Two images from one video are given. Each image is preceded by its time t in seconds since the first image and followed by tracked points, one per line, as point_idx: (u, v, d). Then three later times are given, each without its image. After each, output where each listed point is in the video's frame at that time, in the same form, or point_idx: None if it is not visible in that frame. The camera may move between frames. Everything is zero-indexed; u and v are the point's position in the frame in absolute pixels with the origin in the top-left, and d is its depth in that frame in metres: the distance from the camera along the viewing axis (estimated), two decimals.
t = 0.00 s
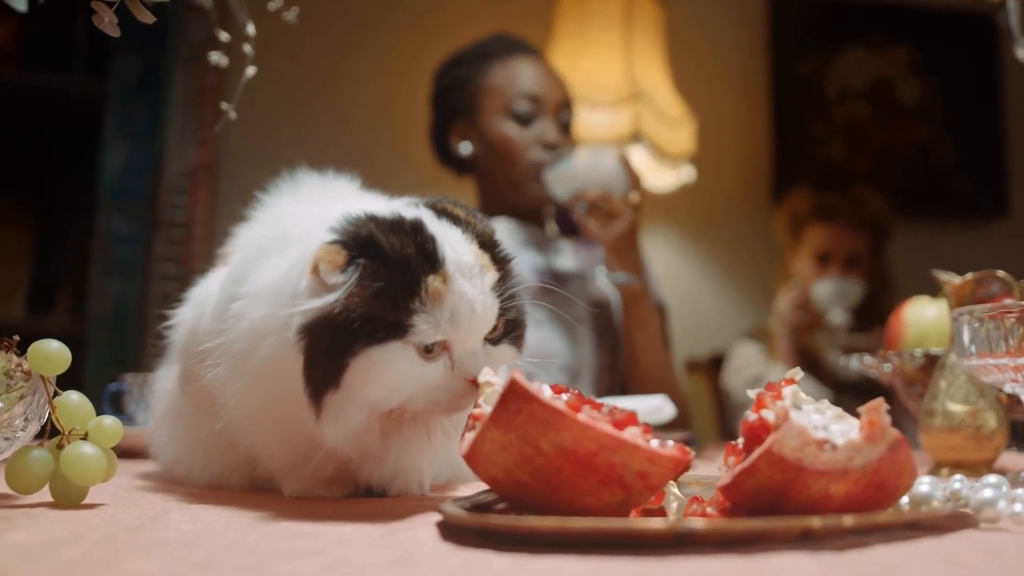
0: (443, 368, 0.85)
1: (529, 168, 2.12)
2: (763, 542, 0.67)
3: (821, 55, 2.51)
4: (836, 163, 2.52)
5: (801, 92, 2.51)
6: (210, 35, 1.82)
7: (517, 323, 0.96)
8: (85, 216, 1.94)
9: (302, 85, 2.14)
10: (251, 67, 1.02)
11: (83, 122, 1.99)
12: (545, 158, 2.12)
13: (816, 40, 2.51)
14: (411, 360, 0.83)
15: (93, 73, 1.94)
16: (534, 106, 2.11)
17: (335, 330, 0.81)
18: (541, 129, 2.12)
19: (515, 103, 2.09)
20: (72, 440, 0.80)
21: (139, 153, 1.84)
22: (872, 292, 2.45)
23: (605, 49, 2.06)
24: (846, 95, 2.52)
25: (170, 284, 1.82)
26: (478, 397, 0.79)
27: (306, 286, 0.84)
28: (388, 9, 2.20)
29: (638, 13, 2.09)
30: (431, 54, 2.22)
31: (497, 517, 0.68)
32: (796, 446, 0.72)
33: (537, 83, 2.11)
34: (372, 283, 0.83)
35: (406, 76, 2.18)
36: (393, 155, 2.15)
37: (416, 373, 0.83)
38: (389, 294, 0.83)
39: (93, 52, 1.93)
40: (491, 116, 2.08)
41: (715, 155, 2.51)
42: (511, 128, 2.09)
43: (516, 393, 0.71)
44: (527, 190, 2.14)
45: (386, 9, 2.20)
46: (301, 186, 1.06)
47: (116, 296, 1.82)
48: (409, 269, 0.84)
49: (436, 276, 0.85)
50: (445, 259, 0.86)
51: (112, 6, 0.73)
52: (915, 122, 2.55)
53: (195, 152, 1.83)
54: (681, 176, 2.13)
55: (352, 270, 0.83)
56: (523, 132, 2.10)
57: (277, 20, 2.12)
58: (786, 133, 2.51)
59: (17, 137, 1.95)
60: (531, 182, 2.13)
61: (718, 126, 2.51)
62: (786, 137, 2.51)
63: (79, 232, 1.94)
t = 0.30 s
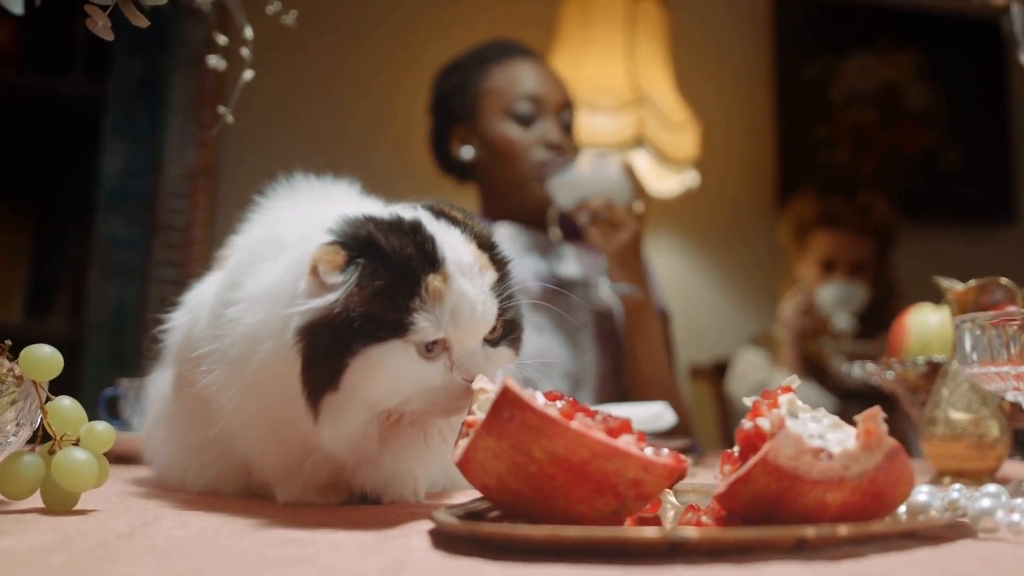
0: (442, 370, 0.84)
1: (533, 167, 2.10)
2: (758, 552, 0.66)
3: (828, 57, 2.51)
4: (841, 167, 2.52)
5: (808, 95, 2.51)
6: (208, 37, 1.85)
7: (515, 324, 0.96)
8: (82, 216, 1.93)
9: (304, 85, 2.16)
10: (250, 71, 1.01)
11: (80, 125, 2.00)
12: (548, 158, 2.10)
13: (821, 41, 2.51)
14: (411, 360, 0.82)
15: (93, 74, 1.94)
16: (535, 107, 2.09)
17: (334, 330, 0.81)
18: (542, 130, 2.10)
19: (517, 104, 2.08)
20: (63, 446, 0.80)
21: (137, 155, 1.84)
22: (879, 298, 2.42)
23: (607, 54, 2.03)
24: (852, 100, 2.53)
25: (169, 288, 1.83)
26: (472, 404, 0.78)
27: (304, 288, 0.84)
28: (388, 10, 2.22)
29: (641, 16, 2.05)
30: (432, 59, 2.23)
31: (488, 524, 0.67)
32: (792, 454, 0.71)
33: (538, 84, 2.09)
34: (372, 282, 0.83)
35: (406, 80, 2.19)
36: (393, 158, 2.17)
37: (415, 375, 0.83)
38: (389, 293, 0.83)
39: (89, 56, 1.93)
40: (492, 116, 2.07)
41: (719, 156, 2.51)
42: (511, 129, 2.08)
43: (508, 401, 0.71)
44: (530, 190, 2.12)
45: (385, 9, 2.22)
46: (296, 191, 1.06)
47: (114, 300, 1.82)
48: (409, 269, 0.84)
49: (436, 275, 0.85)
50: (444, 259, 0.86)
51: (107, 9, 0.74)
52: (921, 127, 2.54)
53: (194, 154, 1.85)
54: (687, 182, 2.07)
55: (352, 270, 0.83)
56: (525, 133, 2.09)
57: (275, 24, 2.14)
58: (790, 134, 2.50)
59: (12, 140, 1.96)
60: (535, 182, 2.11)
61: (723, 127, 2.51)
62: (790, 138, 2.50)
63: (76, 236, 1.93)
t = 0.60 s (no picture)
0: (439, 371, 0.84)
1: (534, 166, 2.11)
2: (752, 556, 0.66)
3: (830, 57, 2.51)
4: (844, 168, 2.52)
5: (810, 95, 2.51)
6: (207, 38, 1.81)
7: (510, 328, 0.95)
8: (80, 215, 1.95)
9: (304, 85, 2.16)
10: (246, 72, 1.02)
11: (79, 125, 2.00)
12: (550, 156, 2.10)
13: (824, 40, 2.51)
14: (409, 361, 0.82)
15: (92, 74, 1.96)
16: (536, 106, 2.10)
17: (331, 329, 0.81)
18: (544, 129, 2.11)
19: (518, 103, 2.08)
20: (56, 449, 0.80)
21: (135, 154, 1.85)
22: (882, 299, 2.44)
23: (609, 54, 2.06)
24: (855, 100, 2.53)
25: (166, 290, 1.80)
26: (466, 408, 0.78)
27: (301, 287, 0.84)
28: (388, 9, 2.23)
29: (643, 17, 2.09)
30: (431, 60, 2.23)
31: (481, 529, 0.67)
32: (787, 459, 0.71)
33: (539, 83, 2.10)
34: (370, 282, 0.82)
35: (406, 81, 2.20)
36: (394, 159, 2.17)
37: (410, 375, 0.82)
38: (387, 293, 0.82)
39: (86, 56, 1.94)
40: (492, 116, 2.08)
41: (721, 157, 2.50)
42: (513, 128, 2.08)
43: (501, 404, 0.70)
44: (531, 189, 2.13)
45: (384, 10, 2.23)
46: (292, 191, 1.06)
47: (112, 302, 1.83)
48: (407, 269, 0.84)
49: (434, 276, 0.84)
50: (442, 260, 0.86)
51: (100, 10, 0.74)
52: (925, 129, 2.54)
53: (194, 154, 1.85)
54: (687, 182, 2.10)
55: (350, 270, 0.82)
56: (527, 131, 2.10)
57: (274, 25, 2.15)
58: (793, 135, 2.50)
59: (11, 138, 1.97)
60: (536, 181, 2.12)
61: (726, 126, 2.50)
62: (792, 138, 2.50)
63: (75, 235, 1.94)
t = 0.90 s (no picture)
0: (432, 363, 0.84)
1: (534, 165, 2.09)
2: (739, 558, 0.65)
3: (829, 56, 2.51)
4: (844, 168, 2.51)
5: (810, 95, 2.50)
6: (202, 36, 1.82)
7: (498, 321, 0.96)
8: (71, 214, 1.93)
9: (304, 85, 2.15)
10: (240, 70, 1.02)
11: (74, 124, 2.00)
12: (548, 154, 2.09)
13: (825, 40, 2.51)
14: (403, 350, 0.83)
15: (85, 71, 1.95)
16: (536, 104, 2.08)
17: (327, 318, 0.81)
18: (544, 127, 2.09)
19: (518, 101, 2.06)
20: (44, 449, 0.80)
21: (130, 153, 1.88)
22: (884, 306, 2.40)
23: (608, 53, 2.07)
24: (855, 100, 2.53)
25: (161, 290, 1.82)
26: (456, 408, 0.77)
27: (293, 281, 0.85)
28: (388, 9, 2.23)
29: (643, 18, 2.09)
30: (429, 60, 2.24)
31: (468, 530, 0.67)
32: (776, 460, 0.70)
33: (538, 81, 2.09)
34: (371, 264, 0.84)
35: (403, 79, 2.21)
36: (393, 157, 2.18)
37: (405, 364, 0.83)
38: (385, 278, 0.84)
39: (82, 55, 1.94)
40: (492, 114, 2.05)
41: (721, 157, 2.51)
42: (513, 126, 2.06)
43: (489, 404, 0.70)
44: (530, 188, 2.12)
45: (382, 10, 2.23)
46: (279, 191, 1.06)
47: (105, 300, 1.85)
48: (403, 254, 0.85)
49: (429, 262, 0.86)
50: (436, 247, 0.88)
51: (89, 9, 0.74)
52: (925, 129, 2.53)
53: (189, 153, 1.86)
54: (686, 183, 2.12)
55: (350, 256, 0.84)
56: (527, 130, 2.08)
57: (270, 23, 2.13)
58: (795, 135, 2.50)
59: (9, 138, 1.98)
60: (535, 180, 2.11)
61: (725, 125, 2.51)
62: (793, 138, 2.50)
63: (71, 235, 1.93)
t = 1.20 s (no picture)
0: (427, 364, 0.84)
1: (536, 167, 2.10)
2: (734, 564, 0.65)
3: (833, 58, 2.50)
4: (847, 169, 2.51)
5: (813, 97, 2.50)
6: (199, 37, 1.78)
7: (492, 324, 0.96)
8: (71, 215, 1.96)
9: (304, 85, 2.14)
10: (236, 72, 1.03)
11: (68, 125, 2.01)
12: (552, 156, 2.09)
13: (827, 40, 2.50)
14: (398, 352, 0.83)
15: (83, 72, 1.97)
16: (540, 105, 2.08)
17: (324, 319, 0.82)
18: (547, 129, 2.08)
19: (520, 102, 2.06)
20: (38, 452, 0.80)
21: (126, 154, 1.87)
22: (885, 303, 2.41)
23: (609, 54, 2.08)
24: (859, 101, 2.52)
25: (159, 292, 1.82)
26: (451, 412, 0.77)
27: (289, 282, 0.85)
28: (388, 9, 2.23)
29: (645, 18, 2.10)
30: (430, 61, 2.24)
31: (463, 534, 0.67)
32: (774, 464, 0.70)
33: (543, 81, 2.08)
34: (368, 264, 0.84)
35: (404, 80, 2.21)
36: (393, 155, 2.18)
37: (400, 366, 0.83)
38: (382, 279, 0.84)
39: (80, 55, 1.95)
40: (496, 114, 2.05)
41: (722, 157, 2.50)
42: (516, 127, 2.06)
43: (484, 408, 0.70)
44: (533, 189, 2.13)
45: (382, 11, 2.22)
46: (271, 193, 1.07)
47: (103, 301, 1.85)
48: (400, 254, 0.86)
49: (424, 263, 0.86)
50: (432, 248, 0.88)
51: (83, 10, 0.74)
52: (930, 130, 2.52)
53: (187, 155, 1.86)
54: (689, 186, 2.16)
55: (349, 257, 0.85)
56: (530, 131, 2.08)
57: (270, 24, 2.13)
58: (796, 135, 2.49)
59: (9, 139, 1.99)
60: (538, 181, 2.12)
61: (728, 127, 2.51)
62: (794, 138, 2.49)
63: (69, 235, 1.96)
